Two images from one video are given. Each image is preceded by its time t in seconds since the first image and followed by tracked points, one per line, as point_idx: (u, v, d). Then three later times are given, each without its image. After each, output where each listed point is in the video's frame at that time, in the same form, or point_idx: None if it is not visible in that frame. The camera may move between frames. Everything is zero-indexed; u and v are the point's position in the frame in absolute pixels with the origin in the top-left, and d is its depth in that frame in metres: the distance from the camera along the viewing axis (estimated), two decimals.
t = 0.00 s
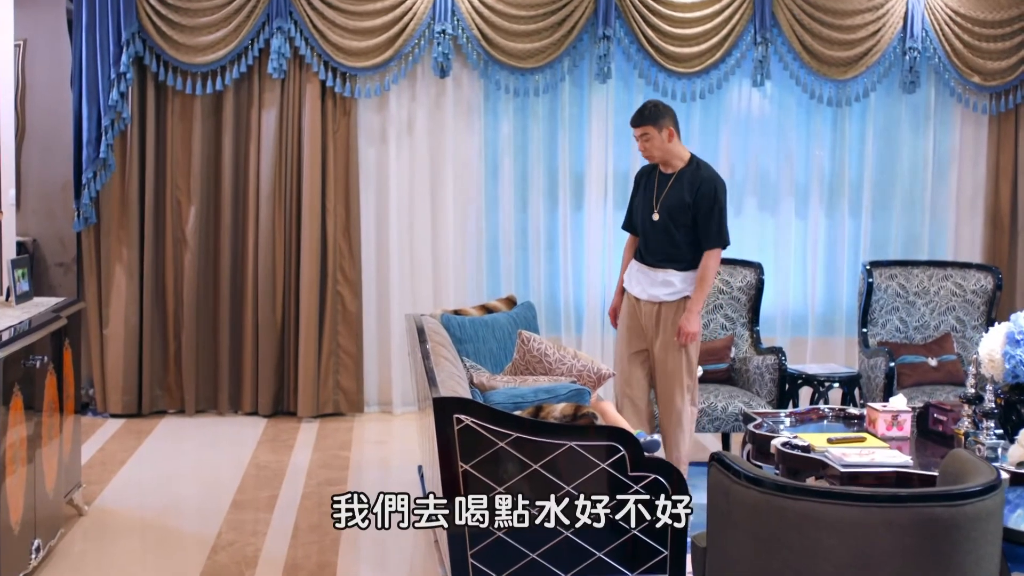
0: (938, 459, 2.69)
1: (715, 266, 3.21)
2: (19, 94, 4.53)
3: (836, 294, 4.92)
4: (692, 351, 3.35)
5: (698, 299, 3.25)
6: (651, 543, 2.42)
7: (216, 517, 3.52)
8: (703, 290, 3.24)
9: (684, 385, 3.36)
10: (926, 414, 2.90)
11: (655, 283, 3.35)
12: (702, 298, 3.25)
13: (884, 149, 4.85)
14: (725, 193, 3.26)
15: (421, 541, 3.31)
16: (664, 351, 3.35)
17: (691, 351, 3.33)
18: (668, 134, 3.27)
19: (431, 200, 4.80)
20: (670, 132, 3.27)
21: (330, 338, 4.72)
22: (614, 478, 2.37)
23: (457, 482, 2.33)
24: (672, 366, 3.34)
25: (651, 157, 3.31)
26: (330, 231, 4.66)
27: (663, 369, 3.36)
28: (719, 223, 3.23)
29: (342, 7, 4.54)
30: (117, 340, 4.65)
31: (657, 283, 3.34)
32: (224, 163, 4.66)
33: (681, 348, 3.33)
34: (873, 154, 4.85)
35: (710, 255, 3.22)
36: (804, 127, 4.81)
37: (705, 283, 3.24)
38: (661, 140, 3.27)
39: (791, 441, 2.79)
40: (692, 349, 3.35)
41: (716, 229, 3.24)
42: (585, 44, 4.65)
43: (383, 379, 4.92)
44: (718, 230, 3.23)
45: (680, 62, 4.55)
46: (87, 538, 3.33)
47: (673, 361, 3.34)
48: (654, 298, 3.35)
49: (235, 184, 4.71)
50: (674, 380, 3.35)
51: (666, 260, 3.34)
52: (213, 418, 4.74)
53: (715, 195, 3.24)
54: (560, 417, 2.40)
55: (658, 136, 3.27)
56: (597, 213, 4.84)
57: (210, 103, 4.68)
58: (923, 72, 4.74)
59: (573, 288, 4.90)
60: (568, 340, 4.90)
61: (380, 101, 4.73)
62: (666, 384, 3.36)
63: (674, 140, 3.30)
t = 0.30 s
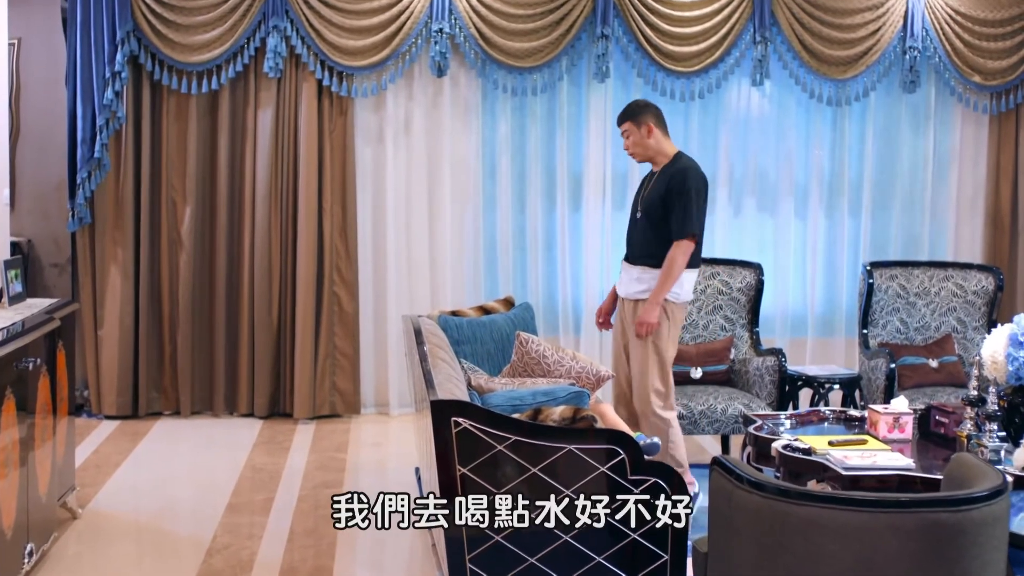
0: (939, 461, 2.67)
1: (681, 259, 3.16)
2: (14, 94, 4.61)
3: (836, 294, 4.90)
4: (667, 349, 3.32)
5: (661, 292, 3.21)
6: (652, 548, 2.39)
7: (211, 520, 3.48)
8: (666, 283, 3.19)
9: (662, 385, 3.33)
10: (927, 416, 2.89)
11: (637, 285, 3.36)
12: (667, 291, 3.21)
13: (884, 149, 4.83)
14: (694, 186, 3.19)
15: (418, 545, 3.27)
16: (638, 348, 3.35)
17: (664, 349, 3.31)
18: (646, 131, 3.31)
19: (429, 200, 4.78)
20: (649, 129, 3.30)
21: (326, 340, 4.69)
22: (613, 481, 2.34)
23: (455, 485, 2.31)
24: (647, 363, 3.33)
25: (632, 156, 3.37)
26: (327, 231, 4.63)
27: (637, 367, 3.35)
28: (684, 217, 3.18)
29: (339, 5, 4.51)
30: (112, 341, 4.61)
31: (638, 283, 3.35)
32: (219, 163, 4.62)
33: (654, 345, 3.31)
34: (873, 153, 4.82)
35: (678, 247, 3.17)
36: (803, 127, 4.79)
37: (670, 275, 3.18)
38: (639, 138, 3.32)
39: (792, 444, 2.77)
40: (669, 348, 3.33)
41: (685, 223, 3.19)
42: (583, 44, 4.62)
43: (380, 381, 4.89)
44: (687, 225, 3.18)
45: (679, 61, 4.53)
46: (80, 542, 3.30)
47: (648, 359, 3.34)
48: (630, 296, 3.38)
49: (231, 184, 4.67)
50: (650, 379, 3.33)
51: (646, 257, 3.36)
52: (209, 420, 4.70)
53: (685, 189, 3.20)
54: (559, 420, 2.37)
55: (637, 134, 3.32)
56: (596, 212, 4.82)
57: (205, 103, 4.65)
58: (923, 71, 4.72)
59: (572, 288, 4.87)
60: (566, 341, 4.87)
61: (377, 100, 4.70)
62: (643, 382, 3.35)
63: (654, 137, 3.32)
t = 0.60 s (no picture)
0: (941, 463, 2.65)
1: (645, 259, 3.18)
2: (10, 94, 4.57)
3: (835, 294, 4.88)
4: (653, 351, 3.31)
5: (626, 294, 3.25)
6: (652, 552, 2.37)
7: (208, 523, 3.46)
8: (632, 285, 3.22)
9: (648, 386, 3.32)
10: (928, 418, 2.86)
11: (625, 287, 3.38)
12: (633, 291, 3.24)
13: (884, 149, 4.81)
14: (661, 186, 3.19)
15: (416, 547, 3.25)
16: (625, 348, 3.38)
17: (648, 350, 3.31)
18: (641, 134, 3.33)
19: (426, 200, 4.75)
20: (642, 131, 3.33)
21: (323, 340, 4.67)
22: (613, 484, 2.32)
23: (453, 487, 2.29)
24: (632, 364, 3.35)
25: (634, 159, 3.41)
26: (323, 231, 4.61)
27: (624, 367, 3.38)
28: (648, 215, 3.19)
29: (336, 4, 4.48)
30: (108, 341, 4.59)
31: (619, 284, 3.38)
32: (216, 163, 4.59)
33: (639, 345, 3.33)
34: (873, 153, 4.81)
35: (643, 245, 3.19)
36: (803, 126, 4.77)
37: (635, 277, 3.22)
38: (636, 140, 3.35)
39: (793, 445, 2.73)
40: (655, 349, 3.32)
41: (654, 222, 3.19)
42: (582, 42, 4.60)
43: (378, 381, 4.87)
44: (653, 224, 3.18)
45: (678, 61, 4.51)
46: (75, 544, 3.27)
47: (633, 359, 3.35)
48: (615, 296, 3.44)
49: (228, 183, 4.65)
50: (636, 380, 3.34)
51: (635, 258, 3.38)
52: (206, 421, 4.67)
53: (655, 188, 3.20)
54: (558, 423, 2.34)
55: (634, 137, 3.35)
56: (594, 212, 4.79)
57: (202, 102, 4.62)
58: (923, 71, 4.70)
59: (570, 289, 4.85)
60: (565, 342, 4.85)
61: (375, 100, 4.68)
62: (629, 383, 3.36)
63: (651, 139, 3.32)
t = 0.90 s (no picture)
0: (943, 465, 2.63)
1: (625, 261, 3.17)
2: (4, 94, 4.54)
3: (834, 295, 4.87)
4: (664, 356, 3.21)
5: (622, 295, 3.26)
6: (651, 556, 2.35)
7: (203, 525, 3.43)
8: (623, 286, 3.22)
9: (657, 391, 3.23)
10: (929, 419, 2.84)
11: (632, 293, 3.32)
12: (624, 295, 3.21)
13: (883, 149, 4.79)
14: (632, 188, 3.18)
15: (413, 551, 3.22)
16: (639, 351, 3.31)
17: (658, 354, 3.22)
18: (632, 149, 3.34)
19: (423, 200, 4.73)
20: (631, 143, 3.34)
21: (319, 341, 4.64)
22: (611, 488, 2.30)
23: (451, 490, 2.26)
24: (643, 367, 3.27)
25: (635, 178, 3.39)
26: (319, 231, 4.58)
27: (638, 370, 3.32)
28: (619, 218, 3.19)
29: (332, 3, 4.45)
30: (103, 342, 4.56)
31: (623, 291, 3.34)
32: (211, 163, 4.56)
33: (651, 349, 3.24)
34: (872, 153, 4.78)
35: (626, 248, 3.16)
36: (802, 126, 4.75)
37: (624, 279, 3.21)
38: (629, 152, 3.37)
39: (793, 447, 2.71)
40: (667, 355, 3.21)
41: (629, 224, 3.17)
42: (579, 41, 4.57)
43: (374, 382, 4.84)
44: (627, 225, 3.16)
45: (676, 60, 4.49)
46: (69, 547, 3.24)
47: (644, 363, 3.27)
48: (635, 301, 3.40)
49: (223, 183, 4.62)
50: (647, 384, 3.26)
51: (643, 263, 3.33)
52: (201, 422, 4.64)
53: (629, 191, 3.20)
54: (557, 425, 2.31)
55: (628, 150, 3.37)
56: (592, 212, 4.77)
57: (197, 101, 4.59)
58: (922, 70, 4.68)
59: (567, 289, 4.82)
60: (562, 342, 4.82)
61: (371, 99, 4.65)
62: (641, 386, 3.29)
63: (645, 153, 3.32)
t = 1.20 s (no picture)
0: (943, 467, 2.61)
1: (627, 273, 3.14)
2: None
3: (832, 295, 4.85)
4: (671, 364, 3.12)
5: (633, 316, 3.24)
6: (650, 559, 2.32)
7: (199, 528, 3.40)
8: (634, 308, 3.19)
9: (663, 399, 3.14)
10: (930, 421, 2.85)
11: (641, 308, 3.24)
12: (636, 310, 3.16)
13: (881, 149, 4.78)
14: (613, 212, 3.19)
15: (410, 554, 3.20)
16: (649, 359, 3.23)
17: (664, 360, 3.13)
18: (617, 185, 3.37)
19: (420, 199, 4.71)
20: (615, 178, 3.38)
21: (316, 342, 4.61)
22: (610, 491, 2.28)
23: (448, 492, 2.24)
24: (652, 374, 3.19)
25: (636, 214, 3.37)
26: (316, 231, 4.56)
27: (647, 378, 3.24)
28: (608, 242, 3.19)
29: (328, 2, 4.43)
30: (97, 343, 4.53)
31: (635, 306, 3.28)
32: (207, 163, 4.54)
33: (658, 356, 3.16)
34: (870, 153, 4.77)
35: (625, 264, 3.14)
36: (800, 126, 4.74)
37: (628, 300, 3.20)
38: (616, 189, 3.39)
39: (792, 449, 2.70)
40: (673, 362, 3.12)
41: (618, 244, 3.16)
42: (577, 41, 4.55)
43: (371, 383, 4.82)
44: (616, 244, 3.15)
45: (674, 59, 4.47)
46: (64, 550, 3.21)
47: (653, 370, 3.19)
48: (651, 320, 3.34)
49: (219, 182, 4.59)
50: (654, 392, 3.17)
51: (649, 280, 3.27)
52: (196, 424, 4.62)
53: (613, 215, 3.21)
54: (556, 427, 2.33)
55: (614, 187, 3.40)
56: (589, 212, 4.75)
57: (192, 101, 4.57)
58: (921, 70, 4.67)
59: (565, 290, 4.80)
60: (559, 344, 4.80)
61: (368, 99, 4.63)
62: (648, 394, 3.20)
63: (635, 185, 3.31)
